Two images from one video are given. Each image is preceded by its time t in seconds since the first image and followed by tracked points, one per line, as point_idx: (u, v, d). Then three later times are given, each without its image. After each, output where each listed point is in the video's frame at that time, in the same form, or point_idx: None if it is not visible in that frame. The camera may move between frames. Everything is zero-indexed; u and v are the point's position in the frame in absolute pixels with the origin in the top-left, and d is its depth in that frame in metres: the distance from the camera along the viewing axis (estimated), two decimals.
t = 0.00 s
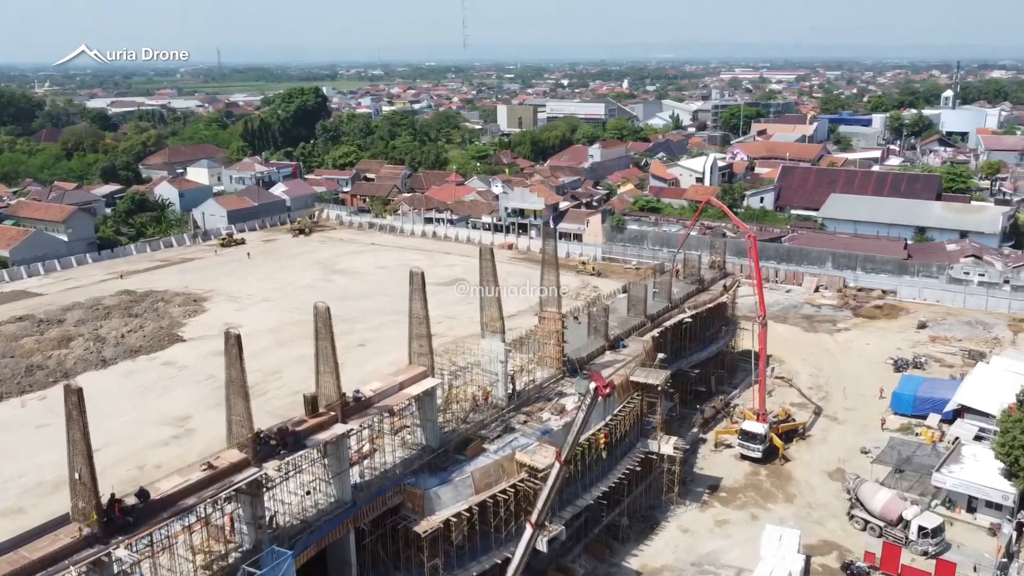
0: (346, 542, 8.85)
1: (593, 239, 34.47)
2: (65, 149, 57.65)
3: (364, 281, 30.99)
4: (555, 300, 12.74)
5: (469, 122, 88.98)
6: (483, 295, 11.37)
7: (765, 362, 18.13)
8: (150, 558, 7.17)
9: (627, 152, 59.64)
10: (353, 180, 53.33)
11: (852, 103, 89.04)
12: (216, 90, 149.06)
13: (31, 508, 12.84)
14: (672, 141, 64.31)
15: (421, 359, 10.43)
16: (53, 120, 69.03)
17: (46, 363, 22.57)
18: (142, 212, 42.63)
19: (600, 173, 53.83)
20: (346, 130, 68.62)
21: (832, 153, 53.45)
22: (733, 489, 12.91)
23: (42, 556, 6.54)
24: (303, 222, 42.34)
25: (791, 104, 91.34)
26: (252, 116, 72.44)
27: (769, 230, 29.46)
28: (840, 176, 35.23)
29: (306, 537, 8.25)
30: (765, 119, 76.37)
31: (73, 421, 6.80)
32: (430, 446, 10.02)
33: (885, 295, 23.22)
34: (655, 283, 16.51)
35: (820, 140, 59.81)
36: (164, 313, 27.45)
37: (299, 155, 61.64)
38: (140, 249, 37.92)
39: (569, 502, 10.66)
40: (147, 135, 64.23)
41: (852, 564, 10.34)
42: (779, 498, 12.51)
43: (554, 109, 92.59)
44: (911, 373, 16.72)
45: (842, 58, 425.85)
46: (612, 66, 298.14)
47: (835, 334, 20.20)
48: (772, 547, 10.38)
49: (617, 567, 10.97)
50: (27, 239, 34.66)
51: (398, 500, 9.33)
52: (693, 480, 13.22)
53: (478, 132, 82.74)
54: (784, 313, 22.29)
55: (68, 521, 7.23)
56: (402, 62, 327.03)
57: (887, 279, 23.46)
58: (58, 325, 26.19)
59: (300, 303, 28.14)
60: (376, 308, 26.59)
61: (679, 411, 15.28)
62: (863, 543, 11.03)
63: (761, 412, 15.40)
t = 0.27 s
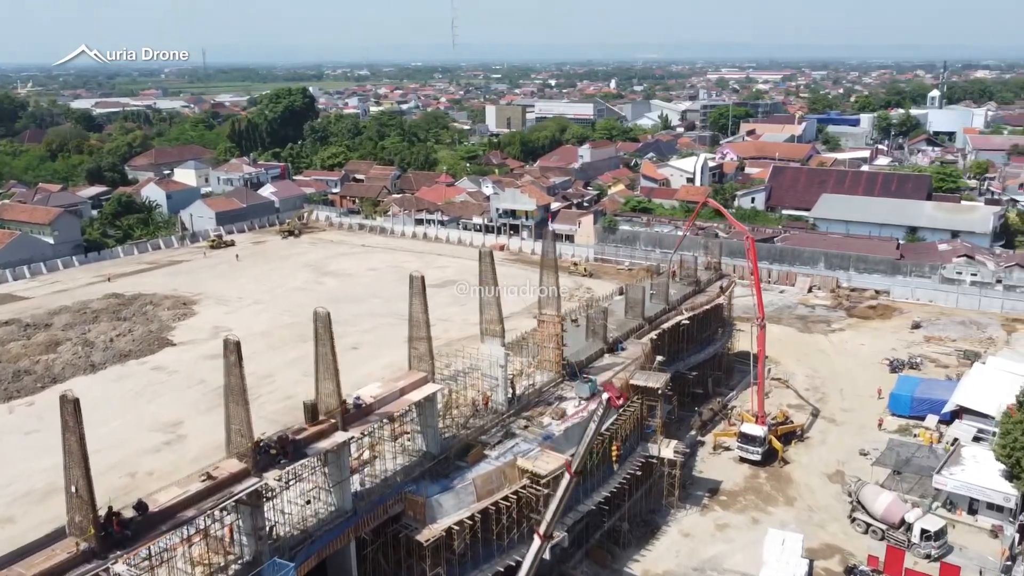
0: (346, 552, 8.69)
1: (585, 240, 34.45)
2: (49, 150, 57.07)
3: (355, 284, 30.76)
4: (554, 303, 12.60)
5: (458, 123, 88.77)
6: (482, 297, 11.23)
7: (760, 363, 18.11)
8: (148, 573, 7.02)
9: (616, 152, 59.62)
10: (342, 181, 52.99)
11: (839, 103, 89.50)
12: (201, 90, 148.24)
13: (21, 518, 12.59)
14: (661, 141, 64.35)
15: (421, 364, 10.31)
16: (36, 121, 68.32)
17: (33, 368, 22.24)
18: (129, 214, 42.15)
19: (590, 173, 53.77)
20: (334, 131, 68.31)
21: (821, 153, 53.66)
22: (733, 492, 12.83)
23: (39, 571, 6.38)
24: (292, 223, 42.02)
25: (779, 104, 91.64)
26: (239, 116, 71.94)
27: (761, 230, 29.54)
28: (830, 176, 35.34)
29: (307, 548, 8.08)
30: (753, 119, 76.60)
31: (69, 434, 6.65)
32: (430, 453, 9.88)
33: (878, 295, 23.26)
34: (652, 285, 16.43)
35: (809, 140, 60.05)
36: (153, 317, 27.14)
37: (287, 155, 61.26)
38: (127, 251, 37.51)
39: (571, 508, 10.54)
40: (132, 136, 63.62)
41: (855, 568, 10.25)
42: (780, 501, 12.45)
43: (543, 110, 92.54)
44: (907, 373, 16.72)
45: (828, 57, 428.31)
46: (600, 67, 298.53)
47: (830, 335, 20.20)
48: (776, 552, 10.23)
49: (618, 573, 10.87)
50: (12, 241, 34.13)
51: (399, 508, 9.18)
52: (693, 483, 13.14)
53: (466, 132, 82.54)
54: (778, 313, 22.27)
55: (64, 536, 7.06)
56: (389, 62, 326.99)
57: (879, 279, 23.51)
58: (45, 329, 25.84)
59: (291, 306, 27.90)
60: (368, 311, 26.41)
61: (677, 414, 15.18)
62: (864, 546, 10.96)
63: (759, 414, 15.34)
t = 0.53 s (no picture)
0: (348, 563, 8.53)
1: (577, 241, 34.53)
2: (32, 152, 56.52)
3: (346, 286, 30.54)
4: (554, 306, 12.45)
5: (446, 124, 88.56)
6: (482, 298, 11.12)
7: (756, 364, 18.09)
8: None
9: (606, 153, 59.63)
10: (330, 182, 52.68)
11: (826, 102, 89.91)
12: (186, 90, 147.33)
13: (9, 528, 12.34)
14: (650, 141, 64.43)
15: (421, 370, 10.18)
16: (19, 122, 67.62)
17: (20, 373, 21.90)
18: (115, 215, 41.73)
19: (580, 174, 53.73)
20: (321, 132, 67.96)
21: (809, 153, 53.85)
22: (734, 496, 12.76)
23: None
24: (280, 225, 41.70)
25: (766, 104, 91.97)
26: (225, 117, 71.45)
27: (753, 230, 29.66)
28: (821, 176, 35.43)
29: (308, 560, 7.92)
30: (741, 119, 76.83)
31: (65, 446, 6.53)
32: (431, 459, 9.74)
33: (871, 295, 23.32)
34: (648, 287, 16.37)
35: (797, 140, 60.29)
36: (141, 320, 26.83)
37: (274, 156, 60.85)
38: (113, 254, 37.12)
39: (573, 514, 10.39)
40: (117, 137, 63.02)
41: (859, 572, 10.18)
42: (780, 504, 12.39)
43: (531, 110, 92.49)
44: (903, 374, 16.73)
45: (814, 57, 430.87)
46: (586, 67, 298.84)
47: (824, 335, 20.20)
48: (779, 558, 10.13)
49: None
50: None
51: (401, 517, 9.03)
52: (692, 487, 13.05)
53: (454, 133, 82.34)
54: (772, 314, 22.26)
55: (61, 552, 6.88)
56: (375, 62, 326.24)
57: (872, 279, 23.55)
58: (31, 334, 25.48)
59: (281, 309, 27.65)
60: (359, 314, 26.20)
61: (675, 417, 15.09)
62: (867, 549, 10.90)
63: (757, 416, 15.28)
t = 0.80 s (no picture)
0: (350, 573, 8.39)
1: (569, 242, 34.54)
2: (16, 153, 55.92)
3: (337, 288, 30.32)
4: (552, 309, 12.44)
5: (434, 124, 88.28)
6: (482, 298, 11.36)
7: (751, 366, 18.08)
8: None
9: (595, 153, 59.58)
10: (319, 183, 52.34)
11: (813, 103, 90.25)
12: (171, 91, 146.34)
13: None
14: (639, 142, 64.44)
15: (422, 376, 10.07)
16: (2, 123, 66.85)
17: (7, 379, 21.57)
18: (101, 217, 41.31)
19: (570, 174, 53.64)
20: (309, 132, 67.61)
21: (799, 153, 54.01)
22: (734, 500, 12.70)
23: None
24: (270, 226, 41.37)
25: (754, 104, 92.24)
26: (212, 118, 70.92)
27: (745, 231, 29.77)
28: (811, 176, 35.52)
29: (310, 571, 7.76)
30: (729, 119, 76.99)
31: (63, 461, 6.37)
32: (432, 466, 9.60)
33: (864, 295, 23.37)
34: (646, 289, 16.30)
35: (786, 140, 60.47)
36: (130, 324, 26.51)
37: (262, 157, 60.41)
38: (100, 256, 36.75)
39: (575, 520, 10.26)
40: (102, 137, 62.37)
41: None
42: (781, 507, 12.34)
43: (520, 110, 92.37)
44: (899, 375, 16.73)
45: (800, 57, 433.52)
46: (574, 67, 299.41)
47: (819, 336, 20.19)
48: (783, 562, 10.03)
49: None
50: None
51: (402, 526, 8.89)
52: (693, 491, 12.96)
53: (443, 133, 82.09)
54: (766, 315, 22.25)
55: (58, 567, 6.72)
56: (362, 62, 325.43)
57: (865, 279, 23.59)
58: (18, 339, 25.12)
59: (272, 312, 27.38)
60: (351, 317, 25.99)
61: (674, 419, 15.02)
62: (870, 553, 10.85)
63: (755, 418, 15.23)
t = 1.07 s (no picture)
0: None
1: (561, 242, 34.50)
2: None
3: (328, 290, 30.09)
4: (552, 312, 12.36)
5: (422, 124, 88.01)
6: (482, 298, 11.40)
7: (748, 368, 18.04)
8: None
9: (585, 153, 59.54)
10: (308, 184, 52.02)
11: (800, 102, 90.71)
12: (156, 91, 145.30)
13: None
14: (629, 142, 64.46)
15: (423, 382, 9.96)
16: None
17: None
18: (88, 219, 40.78)
19: (560, 174, 53.57)
20: (297, 133, 67.22)
21: (788, 153, 54.18)
22: (735, 503, 12.63)
23: None
24: (258, 228, 41.06)
25: (742, 104, 92.53)
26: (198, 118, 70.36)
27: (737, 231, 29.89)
28: (802, 176, 35.62)
29: None
30: (718, 119, 77.18)
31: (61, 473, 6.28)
32: (433, 473, 9.47)
33: (857, 295, 23.40)
34: (643, 290, 16.24)
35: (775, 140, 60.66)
36: (119, 328, 26.18)
37: (250, 158, 59.97)
38: (87, 259, 36.31)
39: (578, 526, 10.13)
40: (87, 138, 61.73)
41: None
42: (782, 510, 12.28)
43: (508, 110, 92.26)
44: (896, 375, 16.72)
45: (786, 57, 435.59)
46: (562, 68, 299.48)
47: (814, 336, 20.19)
48: (787, 566, 9.94)
49: None
50: None
51: (405, 534, 8.75)
52: (693, 494, 12.88)
53: (432, 133, 81.80)
54: (761, 315, 22.24)
55: None
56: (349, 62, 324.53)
57: (858, 279, 23.62)
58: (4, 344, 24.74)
59: (263, 315, 27.11)
60: (344, 320, 25.78)
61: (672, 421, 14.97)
62: (873, 556, 10.80)
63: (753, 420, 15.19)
